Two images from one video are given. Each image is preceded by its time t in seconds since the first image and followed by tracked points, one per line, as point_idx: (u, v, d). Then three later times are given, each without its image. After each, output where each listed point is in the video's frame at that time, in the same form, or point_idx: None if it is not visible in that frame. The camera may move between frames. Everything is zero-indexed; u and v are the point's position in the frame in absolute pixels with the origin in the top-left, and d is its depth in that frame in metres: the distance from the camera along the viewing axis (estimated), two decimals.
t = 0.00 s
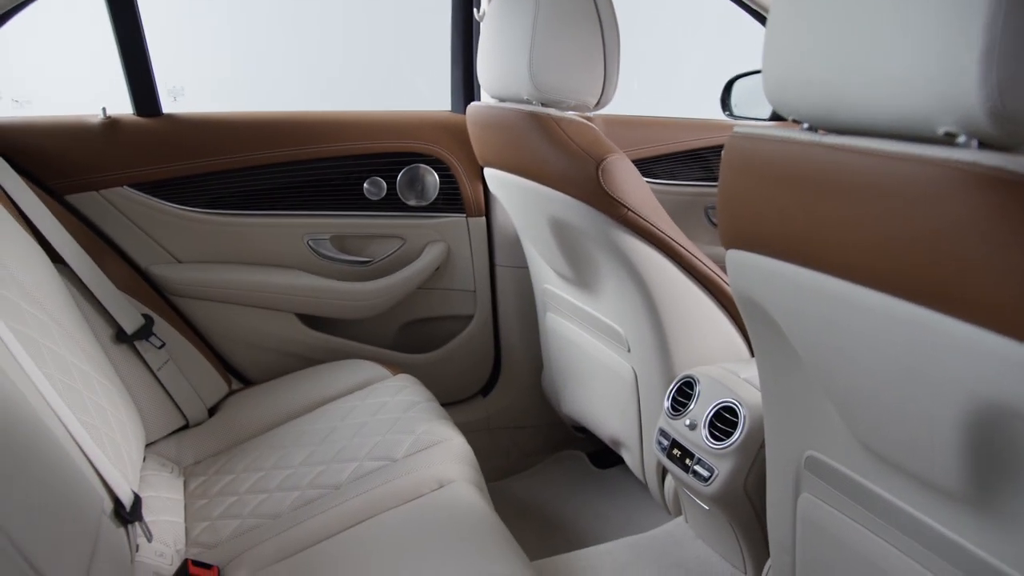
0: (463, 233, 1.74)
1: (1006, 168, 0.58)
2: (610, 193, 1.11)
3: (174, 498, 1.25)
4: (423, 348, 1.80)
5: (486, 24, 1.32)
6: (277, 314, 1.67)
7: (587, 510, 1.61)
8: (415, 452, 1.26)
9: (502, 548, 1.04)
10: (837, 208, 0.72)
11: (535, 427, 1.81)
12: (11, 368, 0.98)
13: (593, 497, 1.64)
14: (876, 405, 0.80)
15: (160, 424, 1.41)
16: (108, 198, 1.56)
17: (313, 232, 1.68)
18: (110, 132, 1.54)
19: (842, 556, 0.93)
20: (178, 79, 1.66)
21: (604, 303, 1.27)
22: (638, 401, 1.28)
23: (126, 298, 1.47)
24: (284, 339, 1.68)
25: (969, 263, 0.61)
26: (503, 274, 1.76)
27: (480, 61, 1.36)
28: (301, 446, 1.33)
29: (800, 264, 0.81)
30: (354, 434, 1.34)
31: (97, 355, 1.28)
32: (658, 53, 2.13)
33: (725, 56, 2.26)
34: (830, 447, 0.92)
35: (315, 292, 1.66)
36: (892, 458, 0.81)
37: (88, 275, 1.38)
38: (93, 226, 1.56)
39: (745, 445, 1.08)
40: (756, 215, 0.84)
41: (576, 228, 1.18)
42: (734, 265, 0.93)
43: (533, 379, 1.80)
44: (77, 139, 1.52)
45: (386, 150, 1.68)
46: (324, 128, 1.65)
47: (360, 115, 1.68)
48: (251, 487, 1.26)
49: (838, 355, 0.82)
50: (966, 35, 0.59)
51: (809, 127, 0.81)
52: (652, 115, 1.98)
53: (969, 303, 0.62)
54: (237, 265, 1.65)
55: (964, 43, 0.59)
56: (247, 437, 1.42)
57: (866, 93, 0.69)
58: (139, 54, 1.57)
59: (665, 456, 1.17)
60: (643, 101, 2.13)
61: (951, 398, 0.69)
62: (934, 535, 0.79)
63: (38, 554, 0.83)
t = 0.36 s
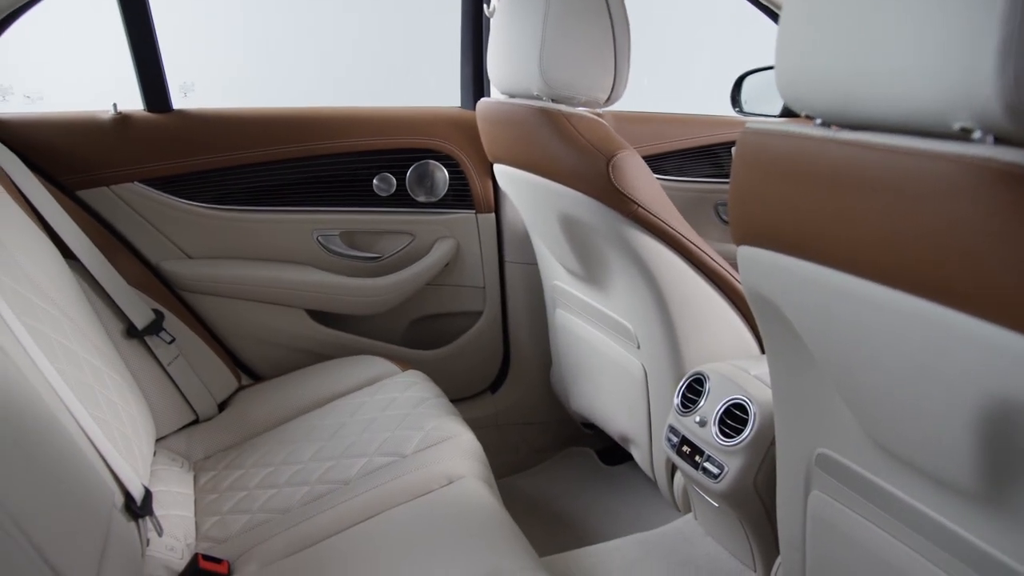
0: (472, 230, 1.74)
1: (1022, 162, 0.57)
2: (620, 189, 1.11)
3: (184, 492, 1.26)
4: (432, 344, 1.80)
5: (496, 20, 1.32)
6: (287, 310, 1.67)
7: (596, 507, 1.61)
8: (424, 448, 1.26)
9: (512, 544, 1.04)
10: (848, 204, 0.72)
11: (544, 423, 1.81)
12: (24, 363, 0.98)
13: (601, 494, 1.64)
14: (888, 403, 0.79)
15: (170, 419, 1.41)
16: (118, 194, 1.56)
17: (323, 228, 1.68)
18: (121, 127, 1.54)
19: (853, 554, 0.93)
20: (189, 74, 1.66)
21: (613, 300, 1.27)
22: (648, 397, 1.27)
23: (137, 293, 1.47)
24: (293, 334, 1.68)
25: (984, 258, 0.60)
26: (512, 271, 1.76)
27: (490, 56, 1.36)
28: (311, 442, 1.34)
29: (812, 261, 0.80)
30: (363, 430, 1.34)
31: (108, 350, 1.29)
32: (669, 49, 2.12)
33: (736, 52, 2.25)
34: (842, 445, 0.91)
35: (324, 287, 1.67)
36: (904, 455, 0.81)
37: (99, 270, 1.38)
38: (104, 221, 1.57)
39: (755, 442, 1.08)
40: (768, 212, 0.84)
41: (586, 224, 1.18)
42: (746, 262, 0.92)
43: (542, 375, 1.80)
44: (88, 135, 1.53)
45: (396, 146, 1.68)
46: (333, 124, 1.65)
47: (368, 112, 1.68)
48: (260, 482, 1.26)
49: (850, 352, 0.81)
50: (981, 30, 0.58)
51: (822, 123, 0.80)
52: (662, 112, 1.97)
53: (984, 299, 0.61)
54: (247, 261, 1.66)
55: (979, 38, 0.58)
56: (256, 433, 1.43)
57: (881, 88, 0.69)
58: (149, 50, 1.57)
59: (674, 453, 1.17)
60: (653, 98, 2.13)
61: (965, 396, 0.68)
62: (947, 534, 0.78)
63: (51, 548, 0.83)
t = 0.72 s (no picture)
0: (481, 226, 1.74)
1: None
2: (630, 185, 1.10)
3: (193, 487, 1.26)
4: (441, 341, 1.81)
5: (505, 15, 1.31)
6: (296, 305, 1.67)
7: (604, 503, 1.60)
8: (433, 444, 1.26)
9: (523, 539, 1.04)
10: (860, 200, 0.72)
11: (552, 420, 1.81)
12: (36, 357, 0.99)
13: (610, 491, 1.64)
14: (900, 401, 0.79)
15: (180, 414, 1.42)
16: (129, 189, 1.57)
17: (332, 224, 1.68)
18: (131, 123, 1.55)
19: (864, 552, 0.92)
20: (200, 72, 1.67)
21: (623, 296, 1.27)
22: (657, 394, 1.27)
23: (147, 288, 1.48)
24: (303, 330, 1.69)
25: (997, 256, 0.59)
26: (521, 267, 1.76)
27: (500, 52, 1.35)
28: (321, 437, 1.34)
29: (825, 257, 0.80)
30: (372, 425, 1.34)
31: (118, 345, 1.29)
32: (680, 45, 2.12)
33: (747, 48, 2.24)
34: (853, 442, 0.91)
35: (333, 283, 1.67)
36: (915, 453, 0.80)
37: (108, 265, 1.39)
38: (114, 216, 1.57)
39: (766, 439, 1.07)
40: (780, 208, 0.83)
41: (595, 220, 1.18)
42: (757, 259, 0.92)
43: (552, 371, 1.80)
44: (99, 131, 1.53)
45: (405, 142, 1.68)
46: (343, 120, 1.65)
47: (378, 108, 1.68)
48: (269, 477, 1.26)
49: (861, 349, 0.81)
50: (997, 23, 0.58)
51: (835, 119, 0.79)
52: (672, 108, 1.97)
53: (998, 297, 0.61)
54: (256, 257, 1.66)
55: (994, 31, 0.58)
56: (266, 428, 1.43)
57: (894, 83, 0.68)
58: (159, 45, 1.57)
59: (683, 450, 1.17)
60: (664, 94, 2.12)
61: (978, 394, 0.68)
62: (958, 532, 0.78)
63: (63, 541, 0.84)
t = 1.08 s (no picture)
0: (491, 222, 1.74)
1: None
2: (640, 181, 1.10)
3: (203, 482, 1.27)
4: (451, 336, 1.82)
5: (516, 10, 1.31)
6: (306, 301, 1.68)
7: (612, 499, 1.61)
8: (442, 441, 1.26)
9: (532, 535, 1.04)
10: (871, 195, 0.71)
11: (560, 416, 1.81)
12: (47, 353, 0.99)
13: (617, 487, 1.64)
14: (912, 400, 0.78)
15: (190, 409, 1.42)
16: (139, 185, 1.57)
17: (342, 220, 1.69)
18: (141, 119, 1.55)
19: (874, 549, 0.92)
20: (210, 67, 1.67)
21: (633, 293, 1.26)
22: (667, 391, 1.27)
23: (157, 283, 1.48)
24: (313, 326, 1.69)
25: (1011, 252, 0.59)
26: (530, 264, 1.76)
27: (510, 48, 1.35)
28: (330, 432, 1.34)
29: (838, 254, 0.79)
30: (381, 421, 1.34)
31: (129, 340, 1.29)
32: (690, 41, 2.11)
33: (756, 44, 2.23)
34: (864, 440, 0.90)
35: (343, 280, 1.67)
36: (927, 452, 0.80)
37: (119, 260, 1.39)
38: (124, 211, 1.58)
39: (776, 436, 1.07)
40: (793, 204, 0.83)
41: (605, 216, 1.18)
42: (770, 255, 0.91)
43: (561, 367, 1.81)
44: (109, 126, 1.53)
45: (414, 138, 1.67)
46: (352, 115, 1.64)
47: (389, 103, 1.67)
48: (278, 473, 1.27)
49: (874, 347, 0.80)
50: (1015, 18, 0.57)
51: (848, 114, 0.79)
52: (682, 104, 1.96)
53: (1012, 294, 0.60)
54: (265, 252, 1.66)
55: (1013, 25, 0.57)
56: (276, 423, 1.44)
57: (910, 78, 0.67)
58: (169, 42, 1.57)
59: (693, 446, 1.17)
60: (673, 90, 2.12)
61: (991, 393, 0.67)
62: (969, 531, 0.77)
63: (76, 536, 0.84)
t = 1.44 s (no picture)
0: (500, 218, 1.74)
1: None
2: (651, 177, 1.10)
3: (213, 477, 1.27)
4: (460, 333, 1.82)
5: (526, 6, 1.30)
6: (315, 297, 1.68)
7: (621, 496, 1.61)
8: (450, 437, 1.26)
9: (542, 531, 1.04)
10: (884, 191, 0.71)
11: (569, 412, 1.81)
12: (59, 347, 1.00)
13: (626, 484, 1.64)
14: (924, 398, 0.78)
15: (200, 404, 1.43)
16: (150, 181, 1.58)
17: (351, 216, 1.69)
18: (152, 114, 1.55)
19: (887, 548, 0.91)
20: (220, 63, 1.66)
21: (643, 289, 1.26)
22: (676, 387, 1.27)
23: (167, 278, 1.49)
24: (322, 321, 1.70)
25: None
26: (539, 260, 1.76)
27: (520, 43, 1.34)
28: (339, 428, 1.34)
29: (850, 250, 0.79)
30: (390, 416, 1.35)
31: (139, 335, 1.30)
32: (700, 37, 2.10)
33: (766, 41, 2.23)
34: (876, 438, 0.90)
35: (352, 275, 1.68)
36: (939, 449, 0.79)
37: (130, 255, 1.40)
38: (134, 206, 1.58)
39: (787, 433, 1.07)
40: (804, 200, 0.83)
41: (615, 212, 1.17)
42: (781, 251, 0.91)
43: (569, 364, 1.81)
44: (120, 122, 1.54)
45: (424, 134, 1.67)
46: (362, 111, 1.64)
47: (398, 99, 1.67)
48: (288, 468, 1.27)
49: (886, 344, 0.80)
50: None
51: (862, 110, 0.78)
52: (691, 100, 1.96)
53: None
54: (275, 248, 1.67)
55: None
56: (285, 419, 1.44)
57: (924, 73, 0.67)
58: (179, 37, 1.57)
59: (703, 443, 1.17)
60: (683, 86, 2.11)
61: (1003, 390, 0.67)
62: (980, 529, 0.77)
63: (88, 530, 0.84)
